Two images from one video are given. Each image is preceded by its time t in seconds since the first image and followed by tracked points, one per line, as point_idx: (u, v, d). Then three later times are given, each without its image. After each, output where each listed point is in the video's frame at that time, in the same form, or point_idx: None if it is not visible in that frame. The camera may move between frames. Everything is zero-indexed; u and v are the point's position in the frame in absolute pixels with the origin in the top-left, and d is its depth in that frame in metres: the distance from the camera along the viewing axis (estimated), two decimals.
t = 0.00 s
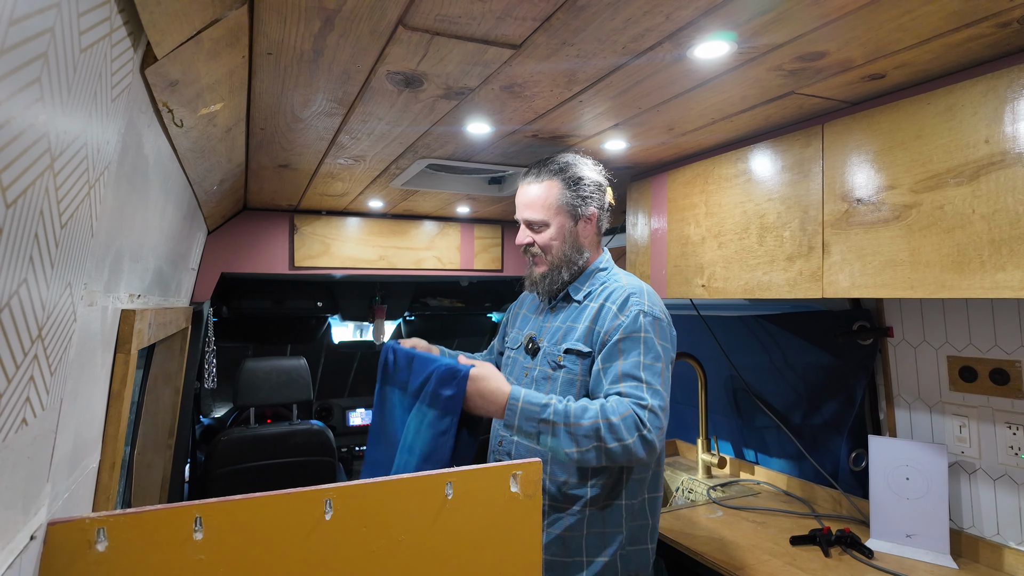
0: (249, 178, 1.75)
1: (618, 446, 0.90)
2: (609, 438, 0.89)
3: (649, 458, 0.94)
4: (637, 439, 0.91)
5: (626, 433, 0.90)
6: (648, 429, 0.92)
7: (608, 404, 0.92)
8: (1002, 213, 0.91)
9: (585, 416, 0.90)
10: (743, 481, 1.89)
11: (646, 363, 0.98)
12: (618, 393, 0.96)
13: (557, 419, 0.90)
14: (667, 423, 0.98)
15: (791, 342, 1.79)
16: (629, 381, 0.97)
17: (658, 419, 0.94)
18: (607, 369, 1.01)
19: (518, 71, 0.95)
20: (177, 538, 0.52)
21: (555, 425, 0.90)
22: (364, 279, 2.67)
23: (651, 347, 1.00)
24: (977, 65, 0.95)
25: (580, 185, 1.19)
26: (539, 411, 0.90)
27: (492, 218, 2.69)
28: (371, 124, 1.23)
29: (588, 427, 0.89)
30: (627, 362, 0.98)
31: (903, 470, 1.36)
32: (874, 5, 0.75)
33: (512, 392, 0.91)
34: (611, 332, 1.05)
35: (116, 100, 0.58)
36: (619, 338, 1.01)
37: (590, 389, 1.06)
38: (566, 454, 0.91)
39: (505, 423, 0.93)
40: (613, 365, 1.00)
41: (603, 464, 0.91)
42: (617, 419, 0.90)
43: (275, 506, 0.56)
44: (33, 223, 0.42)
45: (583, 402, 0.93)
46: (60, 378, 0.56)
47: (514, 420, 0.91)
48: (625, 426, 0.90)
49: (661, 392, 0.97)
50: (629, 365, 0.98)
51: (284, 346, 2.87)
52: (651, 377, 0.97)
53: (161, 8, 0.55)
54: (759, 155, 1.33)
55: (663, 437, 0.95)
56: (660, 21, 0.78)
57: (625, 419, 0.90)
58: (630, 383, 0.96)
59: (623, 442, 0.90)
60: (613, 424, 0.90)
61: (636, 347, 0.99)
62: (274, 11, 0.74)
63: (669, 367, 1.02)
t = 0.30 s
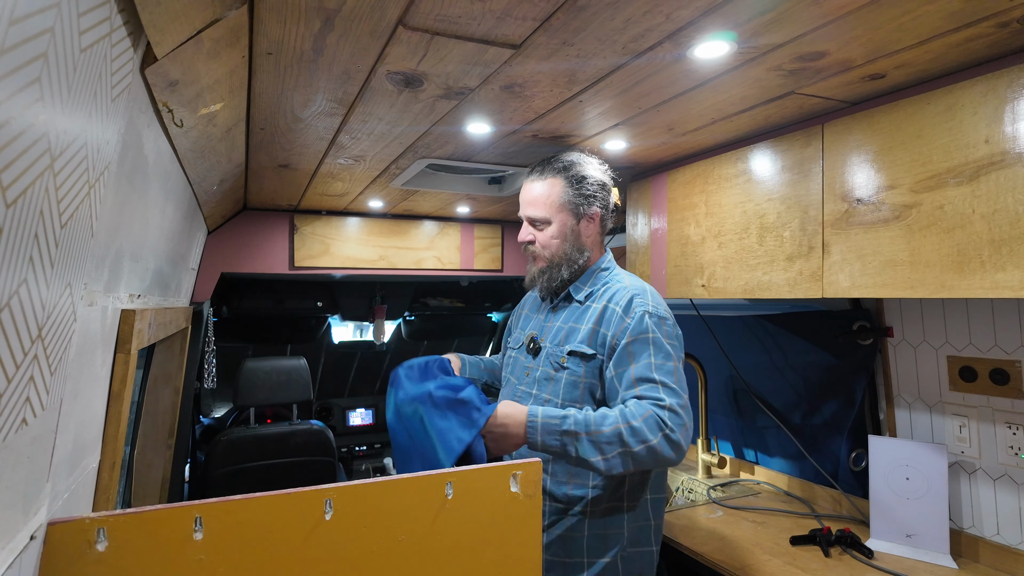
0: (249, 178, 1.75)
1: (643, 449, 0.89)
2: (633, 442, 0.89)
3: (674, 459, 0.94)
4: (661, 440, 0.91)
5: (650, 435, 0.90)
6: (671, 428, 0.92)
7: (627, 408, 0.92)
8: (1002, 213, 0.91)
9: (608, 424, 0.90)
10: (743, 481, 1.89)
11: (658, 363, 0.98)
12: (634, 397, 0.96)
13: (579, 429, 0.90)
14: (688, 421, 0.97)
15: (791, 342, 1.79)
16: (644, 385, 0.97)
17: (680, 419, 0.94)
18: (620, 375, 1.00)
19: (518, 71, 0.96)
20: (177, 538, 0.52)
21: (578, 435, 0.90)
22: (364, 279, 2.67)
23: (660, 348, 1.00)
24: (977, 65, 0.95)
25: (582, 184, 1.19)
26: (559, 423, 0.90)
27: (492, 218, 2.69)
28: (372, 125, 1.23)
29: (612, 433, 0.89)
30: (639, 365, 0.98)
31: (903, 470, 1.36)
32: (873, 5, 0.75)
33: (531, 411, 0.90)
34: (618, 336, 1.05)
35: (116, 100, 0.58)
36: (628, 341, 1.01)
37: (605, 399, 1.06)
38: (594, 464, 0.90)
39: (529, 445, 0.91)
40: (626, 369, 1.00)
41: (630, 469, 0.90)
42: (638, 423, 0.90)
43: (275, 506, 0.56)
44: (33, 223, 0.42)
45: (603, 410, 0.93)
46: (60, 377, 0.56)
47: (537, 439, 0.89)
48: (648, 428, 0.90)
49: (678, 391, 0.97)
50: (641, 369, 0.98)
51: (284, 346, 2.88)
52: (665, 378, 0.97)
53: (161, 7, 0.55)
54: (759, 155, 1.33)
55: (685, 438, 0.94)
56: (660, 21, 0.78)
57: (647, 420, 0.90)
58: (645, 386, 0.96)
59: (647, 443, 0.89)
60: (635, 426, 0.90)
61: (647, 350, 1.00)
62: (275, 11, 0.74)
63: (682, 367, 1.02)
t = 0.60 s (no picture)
0: (249, 178, 1.75)
1: (615, 426, 0.87)
2: (604, 417, 0.87)
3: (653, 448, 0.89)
4: (635, 419, 0.87)
5: (625, 414, 0.87)
6: (650, 410, 0.88)
7: (606, 388, 0.91)
8: (1002, 213, 0.91)
9: (579, 398, 0.89)
10: (743, 481, 1.90)
11: (653, 354, 0.96)
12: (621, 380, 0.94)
13: (551, 401, 0.90)
14: (676, 414, 0.93)
15: (790, 343, 1.78)
16: (632, 370, 0.95)
17: (662, 404, 0.90)
18: (614, 363, 0.99)
19: (518, 71, 0.96)
20: (177, 538, 0.52)
21: (550, 408, 0.90)
22: (364, 279, 2.67)
23: (659, 339, 0.98)
24: (978, 65, 0.95)
25: (587, 184, 1.19)
26: (533, 396, 0.91)
27: (492, 218, 2.69)
28: (372, 124, 1.23)
29: (583, 406, 0.88)
30: (634, 354, 0.97)
31: (903, 470, 1.36)
32: (873, 5, 0.75)
33: (506, 382, 0.93)
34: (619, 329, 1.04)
35: (116, 100, 0.58)
36: (626, 331, 1.00)
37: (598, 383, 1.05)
38: (563, 438, 0.89)
39: (502, 415, 0.94)
40: (621, 359, 0.99)
41: (603, 449, 0.88)
42: (614, 398, 0.88)
43: (275, 506, 0.56)
44: (33, 223, 0.42)
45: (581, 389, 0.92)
46: (60, 377, 0.56)
47: (509, 409, 0.91)
48: (623, 406, 0.88)
49: (668, 379, 0.94)
50: (636, 357, 0.96)
51: (284, 346, 2.88)
52: (657, 366, 0.95)
53: (161, 8, 0.55)
54: (759, 155, 1.33)
55: (667, 425, 0.90)
56: (660, 21, 0.78)
57: (624, 400, 0.88)
58: (634, 371, 0.94)
59: (621, 422, 0.87)
60: (609, 404, 0.88)
61: (643, 340, 0.98)
62: (275, 11, 0.74)
63: (679, 362, 0.99)
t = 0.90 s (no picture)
0: (249, 178, 1.75)
1: (638, 447, 0.90)
2: (629, 439, 0.90)
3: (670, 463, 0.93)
4: (657, 441, 0.91)
5: (649, 437, 0.90)
6: (671, 432, 0.92)
7: (631, 406, 0.93)
8: (1002, 213, 0.91)
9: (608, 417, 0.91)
10: (743, 481, 1.90)
11: (665, 366, 0.98)
12: (640, 397, 0.96)
13: (580, 416, 0.93)
14: (691, 427, 0.97)
15: (790, 343, 1.78)
16: (649, 386, 0.97)
17: (682, 424, 0.94)
18: (627, 373, 1.01)
19: (518, 71, 0.96)
20: (177, 538, 0.52)
21: (578, 422, 0.93)
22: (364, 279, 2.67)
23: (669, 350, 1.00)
24: (977, 65, 0.95)
25: (592, 181, 1.19)
26: (564, 407, 0.93)
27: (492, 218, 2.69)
28: (372, 124, 1.23)
29: (612, 424, 0.91)
30: (647, 368, 0.98)
31: (902, 470, 1.36)
32: (873, 5, 0.75)
33: (539, 391, 0.94)
34: (627, 336, 1.05)
35: (116, 100, 0.58)
36: (636, 342, 1.01)
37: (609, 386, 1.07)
38: (589, 450, 0.93)
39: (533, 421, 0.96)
40: (633, 371, 1.00)
41: (623, 463, 0.92)
42: (641, 421, 0.91)
43: (275, 506, 0.56)
44: (33, 223, 0.42)
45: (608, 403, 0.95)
46: (60, 377, 0.56)
47: (539, 417, 0.93)
48: (647, 429, 0.90)
49: (682, 395, 0.97)
50: (649, 371, 0.98)
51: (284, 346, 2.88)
52: (671, 381, 0.97)
53: (161, 7, 0.55)
54: (759, 155, 1.33)
55: (685, 444, 0.93)
56: (660, 21, 0.78)
57: (648, 422, 0.91)
58: (652, 388, 0.96)
59: (644, 443, 0.90)
60: (635, 426, 0.90)
61: (654, 350, 0.99)
62: (275, 11, 0.74)
63: (687, 371, 1.02)
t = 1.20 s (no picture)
0: (249, 178, 1.75)
1: (656, 448, 0.93)
2: (647, 440, 0.93)
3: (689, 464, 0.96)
4: (675, 442, 0.93)
5: (665, 438, 0.93)
6: (689, 434, 0.93)
7: (648, 408, 0.96)
8: (1002, 213, 0.91)
9: (625, 418, 0.95)
10: (743, 481, 1.90)
11: (685, 366, 0.99)
12: (659, 398, 0.98)
13: (598, 416, 0.96)
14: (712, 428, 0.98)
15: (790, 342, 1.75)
16: (667, 387, 0.98)
17: (701, 425, 0.95)
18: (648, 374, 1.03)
19: (517, 71, 0.96)
20: (177, 538, 0.53)
21: (596, 422, 0.96)
22: (364, 279, 2.67)
23: (689, 349, 1.01)
24: (977, 65, 0.95)
25: (592, 179, 1.19)
26: (582, 410, 0.97)
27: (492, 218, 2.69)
28: (372, 125, 1.23)
29: (629, 425, 0.94)
30: (667, 367, 1.00)
31: (903, 470, 1.36)
32: (873, 5, 0.75)
33: (558, 396, 0.99)
34: (649, 335, 1.06)
35: (116, 100, 0.58)
36: (658, 342, 1.03)
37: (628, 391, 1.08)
38: (608, 450, 0.96)
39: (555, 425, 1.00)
40: (654, 371, 1.02)
41: (641, 463, 0.95)
42: (657, 423, 0.93)
43: (275, 506, 0.56)
44: (33, 223, 0.42)
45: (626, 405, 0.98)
46: (60, 378, 0.56)
47: (560, 420, 0.98)
48: (664, 430, 0.93)
49: (703, 396, 0.98)
50: (669, 372, 0.99)
51: (284, 346, 2.88)
52: (690, 380, 0.98)
53: (161, 8, 0.55)
54: (759, 155, 1.33)
55: (705, 445, 0.95)
56: (660, 21, 0.78)
57: (664, 423, 0.93)
58: (670, 389, 0.98)
59: (662, 445, 0.93)
60: (651, 428, 0.93)
61: (674, 350, 1.01)
62: (274, 12, 0.74)
63: (708, 369, 1.03)
